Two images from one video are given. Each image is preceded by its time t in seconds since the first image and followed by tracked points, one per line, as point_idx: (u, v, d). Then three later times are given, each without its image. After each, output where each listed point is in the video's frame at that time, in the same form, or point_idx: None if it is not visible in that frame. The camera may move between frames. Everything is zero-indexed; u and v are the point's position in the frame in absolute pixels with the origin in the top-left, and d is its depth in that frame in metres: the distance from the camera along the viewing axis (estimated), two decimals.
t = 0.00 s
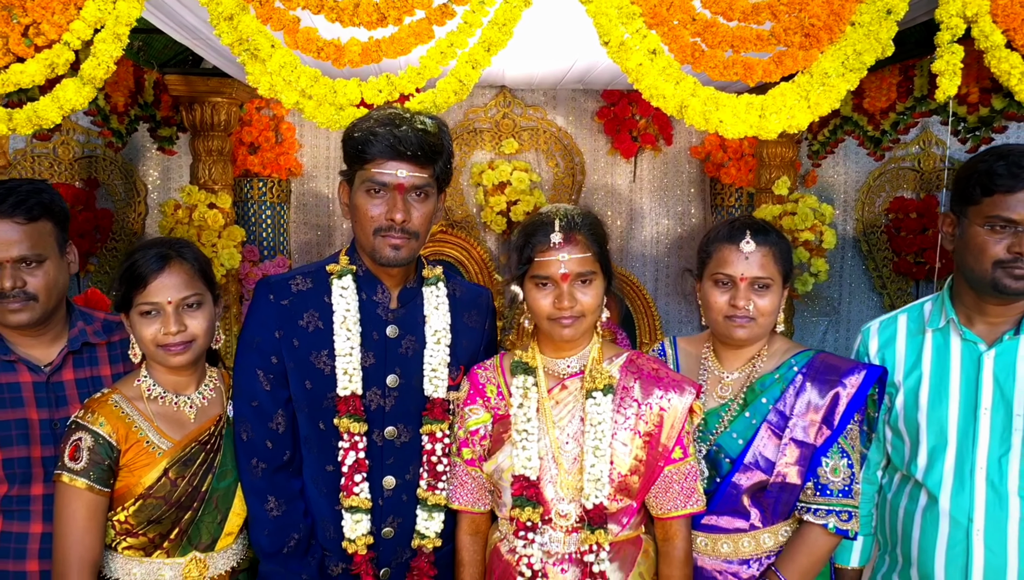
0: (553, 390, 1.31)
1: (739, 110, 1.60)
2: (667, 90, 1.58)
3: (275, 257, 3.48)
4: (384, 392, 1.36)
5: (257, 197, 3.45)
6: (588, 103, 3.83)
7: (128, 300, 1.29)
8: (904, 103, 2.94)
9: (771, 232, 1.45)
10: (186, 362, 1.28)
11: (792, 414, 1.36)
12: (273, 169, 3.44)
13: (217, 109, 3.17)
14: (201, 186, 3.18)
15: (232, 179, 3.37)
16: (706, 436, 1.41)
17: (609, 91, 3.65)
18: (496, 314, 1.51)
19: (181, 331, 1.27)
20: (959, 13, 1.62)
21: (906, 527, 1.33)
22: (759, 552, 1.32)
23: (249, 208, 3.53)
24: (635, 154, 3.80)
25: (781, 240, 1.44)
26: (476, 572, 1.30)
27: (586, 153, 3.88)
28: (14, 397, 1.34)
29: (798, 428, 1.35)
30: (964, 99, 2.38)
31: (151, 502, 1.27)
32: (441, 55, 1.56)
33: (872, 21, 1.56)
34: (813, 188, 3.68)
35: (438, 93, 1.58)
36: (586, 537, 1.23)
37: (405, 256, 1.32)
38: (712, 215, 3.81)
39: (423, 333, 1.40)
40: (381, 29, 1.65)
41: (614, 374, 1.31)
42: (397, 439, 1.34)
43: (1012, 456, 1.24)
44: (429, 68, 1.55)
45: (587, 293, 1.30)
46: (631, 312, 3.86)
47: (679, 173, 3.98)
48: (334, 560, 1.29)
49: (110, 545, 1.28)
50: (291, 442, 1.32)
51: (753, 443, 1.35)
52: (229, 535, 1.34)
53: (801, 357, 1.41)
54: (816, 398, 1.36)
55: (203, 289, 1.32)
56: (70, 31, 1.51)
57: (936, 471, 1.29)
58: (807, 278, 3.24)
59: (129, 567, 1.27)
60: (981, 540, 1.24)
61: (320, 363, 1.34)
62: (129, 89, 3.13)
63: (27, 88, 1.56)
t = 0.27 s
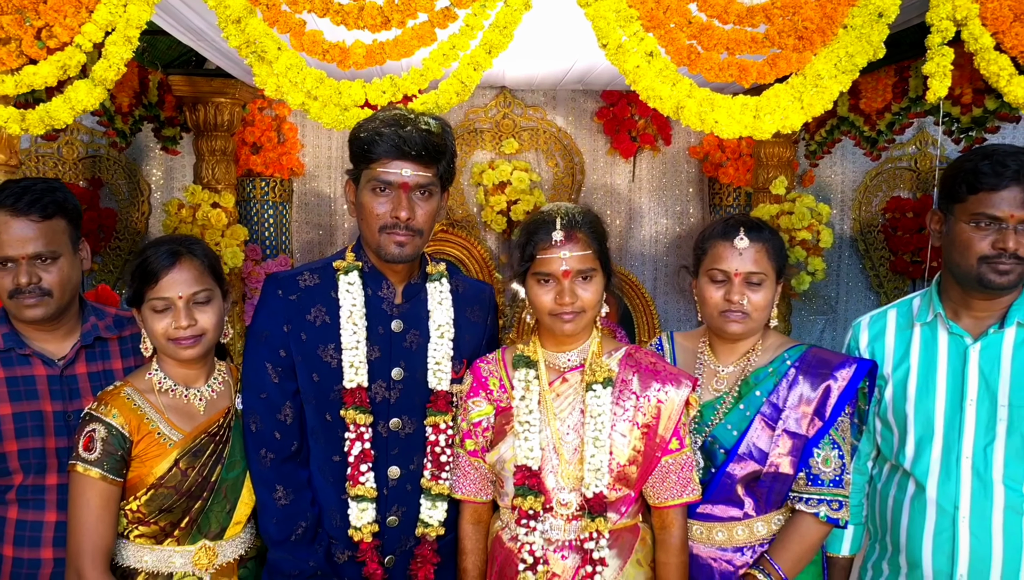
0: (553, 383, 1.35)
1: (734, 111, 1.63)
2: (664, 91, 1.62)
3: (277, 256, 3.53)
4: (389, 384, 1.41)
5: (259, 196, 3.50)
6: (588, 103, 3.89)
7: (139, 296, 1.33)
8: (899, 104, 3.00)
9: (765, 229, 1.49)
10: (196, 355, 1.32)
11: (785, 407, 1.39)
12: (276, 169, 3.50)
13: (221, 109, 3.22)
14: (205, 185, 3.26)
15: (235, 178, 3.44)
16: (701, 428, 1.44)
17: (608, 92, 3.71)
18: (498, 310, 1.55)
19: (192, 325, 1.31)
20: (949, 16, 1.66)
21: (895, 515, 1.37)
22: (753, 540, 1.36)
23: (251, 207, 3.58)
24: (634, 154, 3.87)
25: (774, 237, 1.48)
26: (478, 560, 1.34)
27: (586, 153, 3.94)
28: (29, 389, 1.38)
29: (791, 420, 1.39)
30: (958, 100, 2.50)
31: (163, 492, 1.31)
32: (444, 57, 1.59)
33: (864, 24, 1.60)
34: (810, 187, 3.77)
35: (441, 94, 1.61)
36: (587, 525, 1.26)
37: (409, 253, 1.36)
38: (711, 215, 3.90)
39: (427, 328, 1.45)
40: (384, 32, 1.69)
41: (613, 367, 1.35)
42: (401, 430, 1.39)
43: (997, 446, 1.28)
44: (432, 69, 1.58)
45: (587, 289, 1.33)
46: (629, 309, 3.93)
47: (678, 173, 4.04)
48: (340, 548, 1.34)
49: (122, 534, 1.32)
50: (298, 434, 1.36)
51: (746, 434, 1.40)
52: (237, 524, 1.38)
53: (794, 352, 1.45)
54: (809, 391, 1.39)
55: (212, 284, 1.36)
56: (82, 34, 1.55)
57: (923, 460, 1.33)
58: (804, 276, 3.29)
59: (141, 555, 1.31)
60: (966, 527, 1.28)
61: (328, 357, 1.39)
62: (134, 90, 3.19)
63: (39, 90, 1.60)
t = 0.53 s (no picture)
0: (552, 375, 1.41)
1: (725, 114, 1.70)
2: (658, 96, 1.68)
3: (280, 255, 3.60)
4: (393, 377, 1.47)
5: (263, 197, 3.57)
6: (587, 105, 3.99)
7: (154, 294, 1.39)
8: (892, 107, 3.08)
9: (751, 228, 1.54)
10: (209, 349, 1.38)
11: (776, 399, 1.45)
12: (278, 170, 3.58)
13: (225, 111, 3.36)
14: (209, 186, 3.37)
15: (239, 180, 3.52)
16: (695, 420, 1.50)
17: (606, 94, 3.79)
18: (499, 307, 1.61)
19: (205, 321, 1.37)
20: (933, 23, 1.73)
21: (878, 502, 1.43)
22: (744, 526, 1.42)
23: (255, 209, 3.64)
24: (632, 154, 3.96)
25: (760, 235, 1.53)
26: (479, 546, 1.40)
27: (585, 153, 4.02)
28: (48, 381, 1.44)
29: (781, 412, 1.45)
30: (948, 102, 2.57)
31: (177, 481, 1.37)
32: (445, 63, 1.65)
33: (851, 32, 1.67)
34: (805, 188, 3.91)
35: (442, 98, 1.67)
36: (585, 511, 1.32)
37: (414, 252, 1.42)
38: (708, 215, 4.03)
39: (430, 323, 1.51)
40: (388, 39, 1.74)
41: (610, 361, 1.40)
42: (406, 421, 1.45)
43: (974, 435, 1.34)
44: (434, 75, 1.64)
45: (585, 288, 1.38)
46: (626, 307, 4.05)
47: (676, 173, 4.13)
48: (347, 534, 1.40)
49: (138, 520, 1.38)
50: (307, 424, 1.42)
51: (738, 426, 1.45)
52: (247, 512, 1.44)
53: (783, 347, 1.51)
54: (797, 386, 1.46)
55: (225, 282, 1.42)
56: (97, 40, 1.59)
57: (904, 449, 1.39)
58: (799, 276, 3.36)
59: (156, 540, 1.37)
60: (945, 512, 1.35)
61: (335, 351, 1.44)
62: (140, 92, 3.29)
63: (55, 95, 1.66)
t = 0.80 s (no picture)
0: (551, 370, 1.46)
1: (719, 118, 1.75)
2: (653, 100, 1.73)
3: (282, 254, 3.74)
4: (398, 371, 1.52)
5: (266, 197, 3.73)
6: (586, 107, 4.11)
7: (167, 292, 1.44)
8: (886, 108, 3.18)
9: (741, 227, 1.58)
10: (220, 345, 1.43)
11: (770, 394, 1.50)
12: (281, 170, 3.70)
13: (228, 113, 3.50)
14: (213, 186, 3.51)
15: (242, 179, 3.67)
16: (690, 414, 1.55)
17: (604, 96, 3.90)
18: (499, 304, 1.66)
19: (216, 318, 1.42)
20: (920, 29, 1.78)
21: (865, 493, 1.48)
22: (737, 516, 1.47)
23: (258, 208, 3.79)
24: (631, 155, 4.07)
25: (751, 234, 1.57)
26: (480, 535, 1.45)
27: (584, 154, 4.13)
28: (63, 375, 1.49)
29: (776, 406, 1.49)
30: (940, 105, 2.72)
31: (188, 472, 1.42)
32: (447, 68, 1.71)
33: (841, 37, 1.72)
34: (803, 188, 4.01)
35: (445, 102, 1.73)
36: (584, 501, 1.37)
37: (417, 250, 1.47)
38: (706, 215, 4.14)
39: (433, 319, 1.56)
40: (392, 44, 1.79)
41: (607, 356, 1.45)
42: (409, 414, 1.50)
43: (956, 427, 1.40)
44: (436, 80, 1.70)
45: (584, 287, 1.43)
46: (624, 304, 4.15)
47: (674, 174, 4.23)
48: (353, 523, 1.45)
49: (150, 511, 1.43)
50: (314, 417, 1.47)
51: (733, 419, 1.50)
52: (256, 502, 1.49)
53: (776, 343, 1.55)
54: (791, 383, 1.50)
55: (234, 280, 1.47)
56: (109, 46, 1.64)
57: (890, 441, 1.44)
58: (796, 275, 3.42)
59: (167, 530, 1.42)
60: (928, 502, 1.40)
61: (342, 346, 1.50)
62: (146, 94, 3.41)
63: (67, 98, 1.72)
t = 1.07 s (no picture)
0: (550, 364, 1.53)
1: (711, 122, 1.82)
2: (647, 106, 1.80)
3: (286, 254, 3.93)
4: (403, 366, 1.60)
5: (269, 197, 3.91)
6: (585, 109, 4.24)
7: (184, 289, 1.51)
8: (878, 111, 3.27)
9: (735, 229, 1.67)
10: (233, 340, 1.50)
11: (763, 386, 1.58)
12: (284, 172, 3.85)
13: (233, 115, 3.65)
14: (218, 187, 3.66)
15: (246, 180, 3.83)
16: (686, 405, 1.62)
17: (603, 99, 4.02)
18: (499, 301, 1.73)
19: (230, 314, 1.50)
20: (905, 38, 1.86)
21: (847, 481, 1.57)
22: (730, 503, 1.55)
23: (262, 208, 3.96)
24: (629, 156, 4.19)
25: (744, 235, 1.66)
26: (482, 522, 1.52)
27: (582, 155, 4.26)
28: (84, 369, 1.56)
29: (768, 398, 1.57)
30: (929, 108, 2.83)
31: (204, 461, 1.49)
32: (450, 75, 1.77)
33: (827, 45, 1.79)
34: (799, 190, 4.14)
35: (447, 108, 1.79)
36: (582, 487, 1.44)
37: (421, 250, 1.54)
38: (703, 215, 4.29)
39: (436, 316, 1.63)
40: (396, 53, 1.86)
41: (602, 350, 1.52)
42: (414, 406, 1.58)
43: (933, 417, 1.49)
44: (439, 87, 1.76)
45: (582, 286, 1.50)
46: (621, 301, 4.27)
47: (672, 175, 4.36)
48: (359, 510, 1.52)
49: (167, 498, 1.50)
50: (323, 409, 1.54)
51: (727, 410, 1.57)
52: (267, 491, 1.56)
53: (767, 337, 1.63)
54: (783, 376, 1.58)
55: (248, 279, 1.54)
56: (126, 54, 1.71)
57: (872, 431, 1.53)
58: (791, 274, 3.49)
59: (183, 516, 1.49)
60: (906, 488, 1.49)
61: (350, 341, 1.57)
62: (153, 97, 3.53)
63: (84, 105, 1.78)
